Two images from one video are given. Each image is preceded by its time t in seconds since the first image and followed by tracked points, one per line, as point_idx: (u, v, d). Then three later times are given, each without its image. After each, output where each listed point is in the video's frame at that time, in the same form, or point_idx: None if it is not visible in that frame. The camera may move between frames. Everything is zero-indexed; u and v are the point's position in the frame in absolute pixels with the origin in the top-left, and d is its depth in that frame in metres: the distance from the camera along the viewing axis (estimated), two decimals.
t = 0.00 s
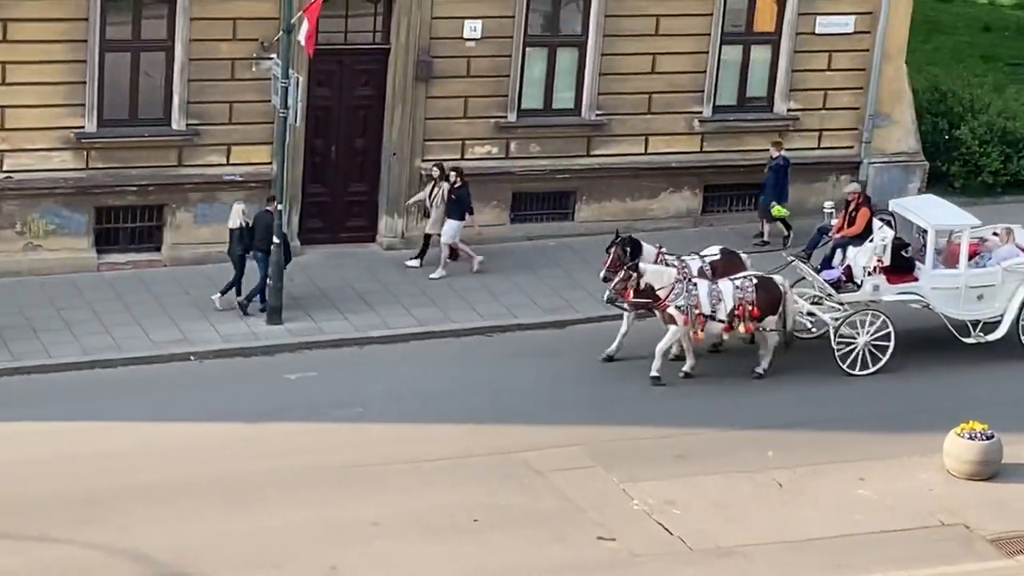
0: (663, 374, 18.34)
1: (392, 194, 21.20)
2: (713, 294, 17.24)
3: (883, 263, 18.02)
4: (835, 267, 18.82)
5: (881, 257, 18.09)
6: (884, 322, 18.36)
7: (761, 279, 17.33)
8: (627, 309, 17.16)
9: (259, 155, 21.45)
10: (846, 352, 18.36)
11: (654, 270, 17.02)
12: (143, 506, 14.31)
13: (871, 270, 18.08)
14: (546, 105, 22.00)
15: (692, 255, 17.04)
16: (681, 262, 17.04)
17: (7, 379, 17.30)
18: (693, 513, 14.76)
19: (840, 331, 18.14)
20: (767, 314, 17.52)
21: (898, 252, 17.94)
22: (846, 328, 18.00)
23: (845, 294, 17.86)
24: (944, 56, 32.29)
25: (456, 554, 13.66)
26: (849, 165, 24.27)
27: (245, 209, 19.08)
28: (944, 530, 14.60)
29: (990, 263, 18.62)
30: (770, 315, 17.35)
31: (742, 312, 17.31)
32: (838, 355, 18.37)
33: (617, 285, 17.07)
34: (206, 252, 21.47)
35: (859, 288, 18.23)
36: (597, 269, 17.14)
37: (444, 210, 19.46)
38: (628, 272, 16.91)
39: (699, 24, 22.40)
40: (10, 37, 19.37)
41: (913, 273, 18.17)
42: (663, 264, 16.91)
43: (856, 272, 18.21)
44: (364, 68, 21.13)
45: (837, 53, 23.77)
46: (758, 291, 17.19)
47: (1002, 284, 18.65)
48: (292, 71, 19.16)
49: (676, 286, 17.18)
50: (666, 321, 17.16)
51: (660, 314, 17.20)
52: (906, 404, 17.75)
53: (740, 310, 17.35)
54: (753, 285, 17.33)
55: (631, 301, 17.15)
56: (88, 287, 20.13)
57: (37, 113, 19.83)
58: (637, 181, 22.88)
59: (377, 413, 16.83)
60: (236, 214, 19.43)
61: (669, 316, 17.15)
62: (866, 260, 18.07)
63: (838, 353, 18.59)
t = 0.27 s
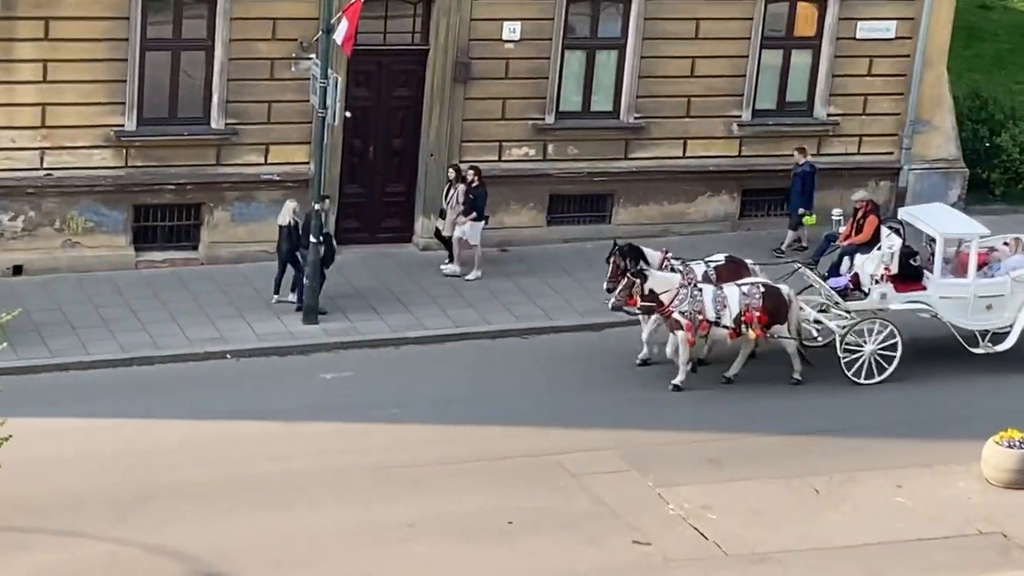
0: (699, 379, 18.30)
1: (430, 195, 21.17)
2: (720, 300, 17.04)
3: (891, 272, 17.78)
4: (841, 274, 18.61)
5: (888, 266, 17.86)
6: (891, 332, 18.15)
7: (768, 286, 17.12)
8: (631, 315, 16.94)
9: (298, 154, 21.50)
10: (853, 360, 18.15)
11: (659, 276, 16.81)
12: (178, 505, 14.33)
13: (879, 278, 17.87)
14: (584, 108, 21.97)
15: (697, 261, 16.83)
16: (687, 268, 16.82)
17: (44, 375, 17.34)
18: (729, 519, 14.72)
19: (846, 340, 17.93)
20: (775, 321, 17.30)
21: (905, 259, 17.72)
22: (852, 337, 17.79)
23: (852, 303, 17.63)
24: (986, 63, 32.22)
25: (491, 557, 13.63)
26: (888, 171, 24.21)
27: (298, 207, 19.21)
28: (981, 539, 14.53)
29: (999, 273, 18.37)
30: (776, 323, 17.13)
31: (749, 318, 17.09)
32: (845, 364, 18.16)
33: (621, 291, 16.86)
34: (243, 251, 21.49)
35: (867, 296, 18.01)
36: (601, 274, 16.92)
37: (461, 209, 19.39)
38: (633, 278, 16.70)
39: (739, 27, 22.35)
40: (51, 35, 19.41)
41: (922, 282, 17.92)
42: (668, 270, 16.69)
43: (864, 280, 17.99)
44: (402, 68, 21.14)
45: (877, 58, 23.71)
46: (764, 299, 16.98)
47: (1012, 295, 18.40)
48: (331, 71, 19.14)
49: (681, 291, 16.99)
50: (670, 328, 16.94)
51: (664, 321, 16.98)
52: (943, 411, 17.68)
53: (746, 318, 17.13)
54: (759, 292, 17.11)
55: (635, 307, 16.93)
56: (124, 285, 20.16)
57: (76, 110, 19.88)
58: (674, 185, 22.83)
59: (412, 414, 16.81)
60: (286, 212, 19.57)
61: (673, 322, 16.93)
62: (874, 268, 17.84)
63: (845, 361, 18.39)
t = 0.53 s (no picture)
0: (724, 380, 18.26)
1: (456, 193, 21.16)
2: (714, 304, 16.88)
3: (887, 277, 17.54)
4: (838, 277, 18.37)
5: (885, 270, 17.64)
6: (889, 336, 17.93)
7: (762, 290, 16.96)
8: (623, 316, 16.81)
9: (324, 151, 21.51)
10: (849, 364, 17.94)
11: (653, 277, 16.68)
12: (202, 501, 14.33)
13: (874, 282, 17.64)
14: (612, 107, 21.94)
15: (690, 263, 16.71)
16: (679, 270, 16.70)
17: (68, 370, 17.35)
18: (753, 520, 14.69)
19: (842, 343, 17.74)
20: (768, 325, 17.16)
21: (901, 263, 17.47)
22: (849, 342, 17.60)
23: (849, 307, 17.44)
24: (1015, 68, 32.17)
25: (514, 555, 13.62)
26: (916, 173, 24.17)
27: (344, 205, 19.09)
28: (1008, 542, 14.49)
29: (997, 278, 18.12)
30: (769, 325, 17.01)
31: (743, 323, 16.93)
32: (840, 368, 17.96)
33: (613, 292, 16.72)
34: (269, 248, 21.49)
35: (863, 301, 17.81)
36: (595, 275, 16.77)
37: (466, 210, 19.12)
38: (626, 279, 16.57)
39: (767, 27, 22.30)
40: (79, 30, 19.47)
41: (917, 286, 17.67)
42: (661, 272, 16.57)
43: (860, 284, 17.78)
44: (430, 67, 21.16)
45: (906, 60, 23.66)
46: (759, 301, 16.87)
47: (1009, 299, 18.15)
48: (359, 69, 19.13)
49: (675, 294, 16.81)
50: (663, 329, 16.81)
51: (657, 323, 16.85)
52: (968, 414, 17.63)
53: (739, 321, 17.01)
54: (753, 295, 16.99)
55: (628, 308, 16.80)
56: (150, 281, 20.18)
57: (103, 106, 19.90)
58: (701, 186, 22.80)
59: (435, 412, 16.80)
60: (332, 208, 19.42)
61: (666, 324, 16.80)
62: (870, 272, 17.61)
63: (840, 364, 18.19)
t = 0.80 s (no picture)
0: (746, 381, 18.28)
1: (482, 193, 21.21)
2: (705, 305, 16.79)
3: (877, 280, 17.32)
4: (829, 281, 18.23)
5: (876, 273, 17.42)
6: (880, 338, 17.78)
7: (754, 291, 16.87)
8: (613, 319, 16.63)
9: (350, 150, 21.56)
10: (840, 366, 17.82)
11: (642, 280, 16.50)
12: (225, 498, 14.36)
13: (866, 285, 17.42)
14: (637, 108, 21.97)
15: (680, 266, 16.54)
16: (669, 272, 16.52)
17: (93, 366, 17.39)
18: (776, 520, 14.72)
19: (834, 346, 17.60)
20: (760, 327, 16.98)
21: (893, 267, 17.31)
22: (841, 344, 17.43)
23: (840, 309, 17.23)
24: None
25: (536, 553, 13.66)
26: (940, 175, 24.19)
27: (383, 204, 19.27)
28: None
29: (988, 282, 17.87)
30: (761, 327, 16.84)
31: (734, 324, 16.83)
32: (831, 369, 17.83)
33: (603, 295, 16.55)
34: (294, 246, 21.54)
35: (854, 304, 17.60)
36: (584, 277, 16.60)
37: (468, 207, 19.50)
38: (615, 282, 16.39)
39: (793, 29, 22.31)
40: (106, 27, 19.53)
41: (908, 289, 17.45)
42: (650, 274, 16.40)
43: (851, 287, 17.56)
44: (456, 66, 21.20)
45: (931, 63, 23.67)
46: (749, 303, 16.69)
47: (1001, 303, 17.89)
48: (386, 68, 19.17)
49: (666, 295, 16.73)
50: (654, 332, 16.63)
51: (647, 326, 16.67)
52: (990, 416, 17.64)
53: (730, 323, 16.82)
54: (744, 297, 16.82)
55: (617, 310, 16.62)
56: (175, 278, 20.26)
57: (130, 103, 19.95)
58: (726, 187, 22.83)
59: (457, 411, 16.83)
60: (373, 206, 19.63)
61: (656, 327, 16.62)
62: (861, 275, 17.39)
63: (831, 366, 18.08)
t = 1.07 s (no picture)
0: (769, 383, 18.25)
1: (506, 193, 21.21)
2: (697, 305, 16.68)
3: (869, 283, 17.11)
4: (821, 285, 18.09)
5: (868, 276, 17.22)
6: (872, 342, 17.64)
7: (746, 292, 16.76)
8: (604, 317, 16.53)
9: (374, 149, 21.59)
10: (832, 370, 17.71)
11: (635, 277, 16.42)
12: (246, 496, 14.37)
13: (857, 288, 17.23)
14: (661, 109, 21.95)
15: (673, 264, 16.45)
16: (662, 270, 16.43)
17: (116, 364, 17.44)
18: (798, 521, 14.69)
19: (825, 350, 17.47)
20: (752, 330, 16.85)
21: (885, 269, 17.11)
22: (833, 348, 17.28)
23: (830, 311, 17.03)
24: None
25: (558, 552, 13.65)
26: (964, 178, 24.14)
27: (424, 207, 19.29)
28: None
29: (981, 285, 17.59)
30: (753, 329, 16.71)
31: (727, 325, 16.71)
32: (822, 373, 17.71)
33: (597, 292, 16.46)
34: (318, 245, 21.57)
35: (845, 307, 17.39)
36: (578, 274, 16.52)
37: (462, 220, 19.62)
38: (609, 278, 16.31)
39: (818, 30, 22.27)
40: (130, 25, 19.57)
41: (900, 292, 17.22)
42: (644, 271, 16.31)
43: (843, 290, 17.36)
44: (481, 66, 21.22)
45: (957, 65, 23.63)
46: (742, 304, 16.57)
47: (993, 308, 17.61)
48: (409, 68, 19.16)
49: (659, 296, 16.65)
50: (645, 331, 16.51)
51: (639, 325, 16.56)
52: (1014, 420, 17.59)
53: (722, 325, 16.69)
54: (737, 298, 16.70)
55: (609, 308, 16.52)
56: (198, 276, 20.28)
57: (155, 101, 19.99)
58: (749, 188, 22.80)
59: (480, 410, 16.85)
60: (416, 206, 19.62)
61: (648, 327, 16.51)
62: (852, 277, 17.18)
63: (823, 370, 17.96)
